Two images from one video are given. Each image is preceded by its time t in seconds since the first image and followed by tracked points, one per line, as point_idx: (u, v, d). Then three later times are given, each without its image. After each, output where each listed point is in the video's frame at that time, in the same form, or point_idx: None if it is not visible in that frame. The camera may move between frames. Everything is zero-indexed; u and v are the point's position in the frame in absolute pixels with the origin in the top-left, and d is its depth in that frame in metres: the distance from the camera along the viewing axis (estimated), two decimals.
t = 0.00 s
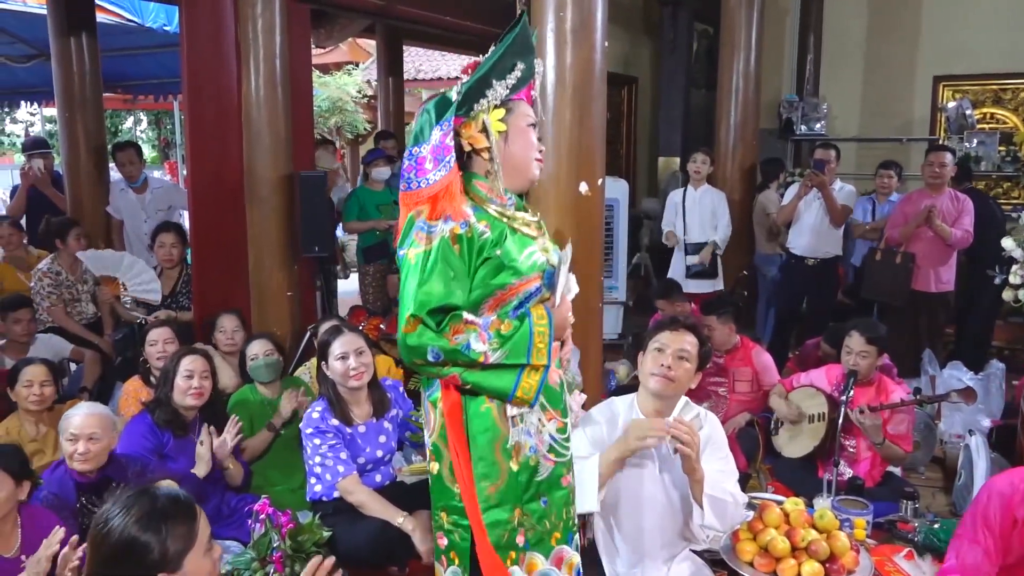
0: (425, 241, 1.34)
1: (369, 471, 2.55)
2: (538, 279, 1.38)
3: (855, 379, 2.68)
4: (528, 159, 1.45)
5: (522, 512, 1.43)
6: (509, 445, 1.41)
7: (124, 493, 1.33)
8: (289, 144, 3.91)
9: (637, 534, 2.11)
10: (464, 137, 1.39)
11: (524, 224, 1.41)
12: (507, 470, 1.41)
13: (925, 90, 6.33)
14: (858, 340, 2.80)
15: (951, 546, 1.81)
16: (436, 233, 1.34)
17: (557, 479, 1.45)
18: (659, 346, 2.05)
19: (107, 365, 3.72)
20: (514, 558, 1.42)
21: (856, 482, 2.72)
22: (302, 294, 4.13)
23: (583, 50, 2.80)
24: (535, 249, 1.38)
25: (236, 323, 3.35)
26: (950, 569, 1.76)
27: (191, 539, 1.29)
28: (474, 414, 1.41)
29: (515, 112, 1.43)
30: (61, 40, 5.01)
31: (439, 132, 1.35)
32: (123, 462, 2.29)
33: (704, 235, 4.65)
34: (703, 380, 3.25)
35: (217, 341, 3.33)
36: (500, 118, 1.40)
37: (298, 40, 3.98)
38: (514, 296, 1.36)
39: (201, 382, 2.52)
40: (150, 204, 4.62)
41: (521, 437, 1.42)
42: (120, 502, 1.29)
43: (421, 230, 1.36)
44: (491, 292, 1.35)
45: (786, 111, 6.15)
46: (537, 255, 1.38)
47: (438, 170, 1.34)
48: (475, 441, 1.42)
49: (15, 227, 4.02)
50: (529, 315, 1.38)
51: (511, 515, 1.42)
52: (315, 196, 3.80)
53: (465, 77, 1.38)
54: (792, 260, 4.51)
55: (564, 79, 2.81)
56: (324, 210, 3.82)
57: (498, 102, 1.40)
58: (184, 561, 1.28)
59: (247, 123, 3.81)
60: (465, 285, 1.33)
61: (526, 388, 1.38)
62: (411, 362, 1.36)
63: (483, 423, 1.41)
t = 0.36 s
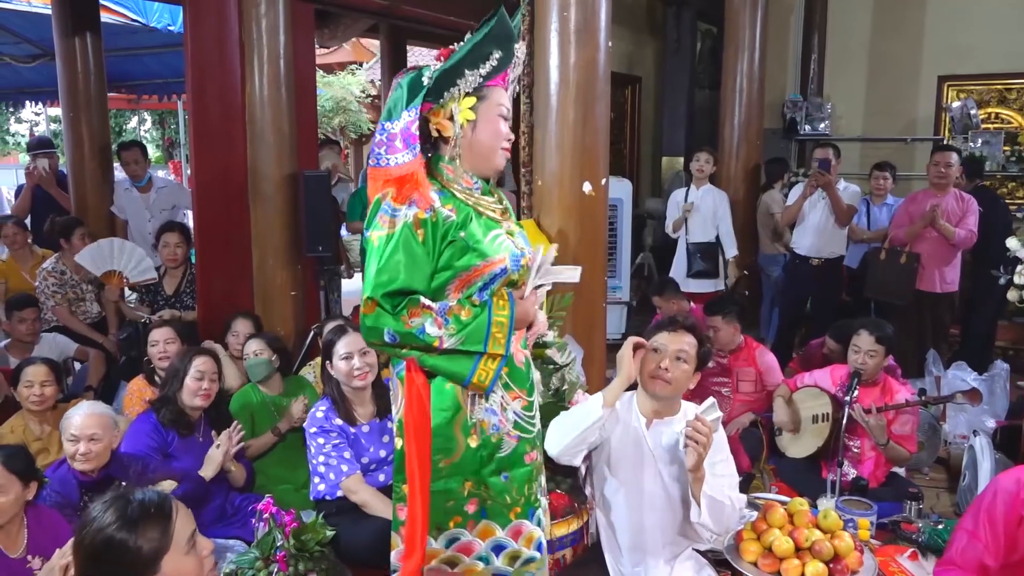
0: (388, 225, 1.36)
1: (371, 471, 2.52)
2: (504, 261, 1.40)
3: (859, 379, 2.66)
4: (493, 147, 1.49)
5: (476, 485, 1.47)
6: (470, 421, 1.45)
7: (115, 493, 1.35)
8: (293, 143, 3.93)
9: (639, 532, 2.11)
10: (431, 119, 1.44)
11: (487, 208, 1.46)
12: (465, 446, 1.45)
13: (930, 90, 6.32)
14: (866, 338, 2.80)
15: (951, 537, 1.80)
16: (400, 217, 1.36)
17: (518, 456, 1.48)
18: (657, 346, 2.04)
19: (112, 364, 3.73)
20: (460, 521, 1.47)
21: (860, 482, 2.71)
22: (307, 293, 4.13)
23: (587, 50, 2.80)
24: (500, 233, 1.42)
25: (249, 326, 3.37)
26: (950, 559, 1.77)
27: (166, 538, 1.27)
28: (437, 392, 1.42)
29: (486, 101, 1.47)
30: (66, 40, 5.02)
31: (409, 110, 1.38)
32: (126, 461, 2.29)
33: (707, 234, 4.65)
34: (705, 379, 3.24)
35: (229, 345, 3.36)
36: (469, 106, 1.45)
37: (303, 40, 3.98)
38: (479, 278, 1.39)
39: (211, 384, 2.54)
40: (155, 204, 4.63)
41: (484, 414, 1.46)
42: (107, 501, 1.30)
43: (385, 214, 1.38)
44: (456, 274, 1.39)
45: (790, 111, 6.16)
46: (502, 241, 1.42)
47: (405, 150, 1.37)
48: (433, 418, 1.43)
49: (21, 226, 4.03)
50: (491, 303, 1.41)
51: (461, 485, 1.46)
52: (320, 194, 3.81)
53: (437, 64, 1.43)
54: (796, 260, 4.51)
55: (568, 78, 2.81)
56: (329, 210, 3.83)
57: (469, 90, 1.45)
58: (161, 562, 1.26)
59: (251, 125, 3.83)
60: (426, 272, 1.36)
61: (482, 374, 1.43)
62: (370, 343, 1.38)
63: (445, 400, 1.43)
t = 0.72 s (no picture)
0: (366, 212, 1.34)
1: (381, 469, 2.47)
2: (473, 265, 1.34)
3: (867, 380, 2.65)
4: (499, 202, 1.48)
5: (444, 482, 1.44)
6: (435, 420, 1.41)
7: (110, 499, 1.33)
8: (299, 146, 3.98)
9: (646, 535, 2.11)
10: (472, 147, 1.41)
11: (464, 211, 1.41)
12: (432, 445, 1.41)
13: (939, 90, 6.30)
14: (875, 340, 2.79)
15: (960, 542, 1.80)
16: (378, 205, 1.34)
17: (485, 450, 1.45)
18: (660, 347, 2.03)
19: (120, 363, 3.75)
20: (434, 522, 1.44)
21: (867, 483, 2.70)
22: (313, 291, 4.18)
23: (594, 50, 2.79)
24: (470, 237, 1.36)
25: (260, 324, 3.36)
26: (960, 563, 1.76)
27: (152, 548, 1.24)
28: (400, 393, 1.38)
29: (519, 169, 1.47)
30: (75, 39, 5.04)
31: (463, 119, 1.38)
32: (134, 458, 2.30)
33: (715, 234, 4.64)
34: (712, 380, 3.23)
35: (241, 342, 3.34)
36: (504, 165, 1.45)
37: (310, 40, 4.02)
38: (446, 278, 1.33)
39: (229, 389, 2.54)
40: (163, 203, 4.65)
41: (448, 412, 1.42)
42: (104, 505, 1.29)
43: (364, 200, 1.35)
44: (423, 271, 1.33)
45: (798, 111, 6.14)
46: (473, 244, 1.35)
47: (438, 151, 1.36)
48: (397, 419, 1.38)
49: (30, 225, 4.05)
50: (458, 305, 1.33)
51: (432, 485, 1.43)
52: (328, 196, 3.83)
53: (517, 122, 1.39)
54: (804, 260, 4.50)
55: (575, 78, 2.81)
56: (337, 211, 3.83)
57: (515, 154, 1.44)
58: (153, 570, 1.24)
59: (259, 125, 3.88)
60: (397, 262, 1.32)
61: (444, 372, 1.36)
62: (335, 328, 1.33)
63: (409, 400, 1.38)
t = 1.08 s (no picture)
0: (380, 210, 1.32)
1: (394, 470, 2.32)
2: (487, 279, 1.35)
3: (878, 380, 2.64)
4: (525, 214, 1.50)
5: (457, 503, 1.43)
6: (442, 438, 1.41)
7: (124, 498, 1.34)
8: (311, 143, 3.98)
9: (657, 534, 2.10)
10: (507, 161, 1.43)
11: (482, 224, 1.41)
12: (439, 462, 1.41)
13: (952, 87, 6.26)
14: (887, 340, 2.77)
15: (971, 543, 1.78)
16: (393, 204, 1.31)
17: (495, 471, 1.45)
18: (670, 345, 2.03)
19: (133, 359, 3.78)
20: (449, 546, 1.43)
21: (879, 482, 2.69)
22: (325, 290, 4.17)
23: (606, 47, 2.79)
24: (485, 251, 1.37)
25: (272, 322, 3.34)
26: (972, 564, 1.74)
27: (166, 550, 1.24)
28: (408, 406, 1.39)
29: (542, 184, 1.49)
30: (89, 37, 5.07)
31: (500, 130, 1.40)
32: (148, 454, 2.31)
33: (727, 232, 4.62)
34: (723, 377, 3.23)
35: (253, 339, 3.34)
36: (534, 177, 1.45)
37: (321, 37, 4.04)
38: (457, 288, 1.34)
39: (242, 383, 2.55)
40: (175, 200, 4.67)
41: (456, 430, 1.41)
42: (119, 504, 1.30)
43: (380, 198, 1.33)
44: (433, 281, 1.34)
45: (810, 108, 6.17)
46: (489, 259, 1.37)
47: (473, 163, 1.38)
48: (405, 431, 1.40)
49: (44, 222, 4.07)
50: (453, 297, 1.32)
51: (443, 505, 1.41)
52: (339, 193, 3.83)
53: (553, 136, 1.43)
54: (816, 259, 4.48)
55: (586, 75, 2.80)
56: (348, 209, 3.84)
57: (545, 168, 1.45)
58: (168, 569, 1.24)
59: (271, 122, 3.87)
60: (402, 257, 1.31)
61: (439, 366, 1.34)
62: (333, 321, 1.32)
63: (417, 415, 1.39)
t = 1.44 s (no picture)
0: (402, 249, 1.27)
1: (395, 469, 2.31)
2: (508, 308, 1.31)
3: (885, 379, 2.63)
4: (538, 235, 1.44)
5: (474, 537, 1.38)
6: (462, 468, 1.35)
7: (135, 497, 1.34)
8: (318, 142, 3.95)
9: (661, 533, 2.10)
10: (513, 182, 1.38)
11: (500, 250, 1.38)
12: (459, 495, 1.35)
13: (960, 85, 6.24)
14: (896, 339, 2.76)
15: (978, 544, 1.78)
16: (415, 242, 1.27)
17: (512, 502, 1.40)
18: (679, 342, 2.03)
19: (140, 358, 3.79)
20: None
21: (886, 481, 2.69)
22: (330, 290, 4.15)
23: (612, 46, 2.79)
24: (501, 280, 1.33)
25: (278, 321, 3.34)
26: (980, 564, 1.74)
27: (181, 547, 1.25)
28: (425, 435, 1.33)
29: (554, 203, 1.43)
30: (96, 37, 5.09)
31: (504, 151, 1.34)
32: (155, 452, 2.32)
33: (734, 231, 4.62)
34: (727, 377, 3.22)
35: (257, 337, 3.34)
36: (544, 196, 1.40)
37: (326, 35, 4.03)
38: (480, 322, 1.29)
39: (241, 377, 2.55)
40: (182, 200, 4.69)
41: (476, 460, 1.37)
42: (131, 503, 1.30)
43: (398, 236, 1.28)
44: (456, 314, 1.28)
45: (817, 106, 6.14)
46: (504, 286, 1.33)
47: (480, 189, 1.33)
48: (421, 463, 1.34)
49: (51, 221, 4.09)
50: (497, 340, 1.29)
51: (460, 539, 1.36)
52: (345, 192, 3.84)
53: (559, 156, 1.36)
54: (822, 257, 4.47)
55: (592, 75, 2.80)
56: (352, 208, 3.86)
57: (555, 186, 1.39)
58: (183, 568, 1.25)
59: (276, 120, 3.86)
60: (434, 298, 1.26)
61: (484, 414, 1.33)
62: (367, 371, 1.25)
63: (435, 444, 1.33)
